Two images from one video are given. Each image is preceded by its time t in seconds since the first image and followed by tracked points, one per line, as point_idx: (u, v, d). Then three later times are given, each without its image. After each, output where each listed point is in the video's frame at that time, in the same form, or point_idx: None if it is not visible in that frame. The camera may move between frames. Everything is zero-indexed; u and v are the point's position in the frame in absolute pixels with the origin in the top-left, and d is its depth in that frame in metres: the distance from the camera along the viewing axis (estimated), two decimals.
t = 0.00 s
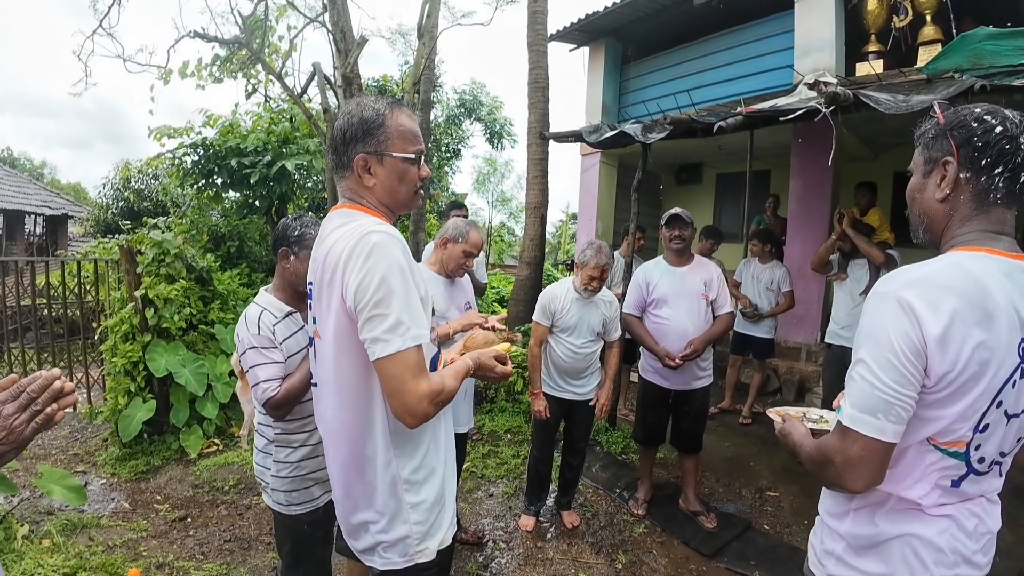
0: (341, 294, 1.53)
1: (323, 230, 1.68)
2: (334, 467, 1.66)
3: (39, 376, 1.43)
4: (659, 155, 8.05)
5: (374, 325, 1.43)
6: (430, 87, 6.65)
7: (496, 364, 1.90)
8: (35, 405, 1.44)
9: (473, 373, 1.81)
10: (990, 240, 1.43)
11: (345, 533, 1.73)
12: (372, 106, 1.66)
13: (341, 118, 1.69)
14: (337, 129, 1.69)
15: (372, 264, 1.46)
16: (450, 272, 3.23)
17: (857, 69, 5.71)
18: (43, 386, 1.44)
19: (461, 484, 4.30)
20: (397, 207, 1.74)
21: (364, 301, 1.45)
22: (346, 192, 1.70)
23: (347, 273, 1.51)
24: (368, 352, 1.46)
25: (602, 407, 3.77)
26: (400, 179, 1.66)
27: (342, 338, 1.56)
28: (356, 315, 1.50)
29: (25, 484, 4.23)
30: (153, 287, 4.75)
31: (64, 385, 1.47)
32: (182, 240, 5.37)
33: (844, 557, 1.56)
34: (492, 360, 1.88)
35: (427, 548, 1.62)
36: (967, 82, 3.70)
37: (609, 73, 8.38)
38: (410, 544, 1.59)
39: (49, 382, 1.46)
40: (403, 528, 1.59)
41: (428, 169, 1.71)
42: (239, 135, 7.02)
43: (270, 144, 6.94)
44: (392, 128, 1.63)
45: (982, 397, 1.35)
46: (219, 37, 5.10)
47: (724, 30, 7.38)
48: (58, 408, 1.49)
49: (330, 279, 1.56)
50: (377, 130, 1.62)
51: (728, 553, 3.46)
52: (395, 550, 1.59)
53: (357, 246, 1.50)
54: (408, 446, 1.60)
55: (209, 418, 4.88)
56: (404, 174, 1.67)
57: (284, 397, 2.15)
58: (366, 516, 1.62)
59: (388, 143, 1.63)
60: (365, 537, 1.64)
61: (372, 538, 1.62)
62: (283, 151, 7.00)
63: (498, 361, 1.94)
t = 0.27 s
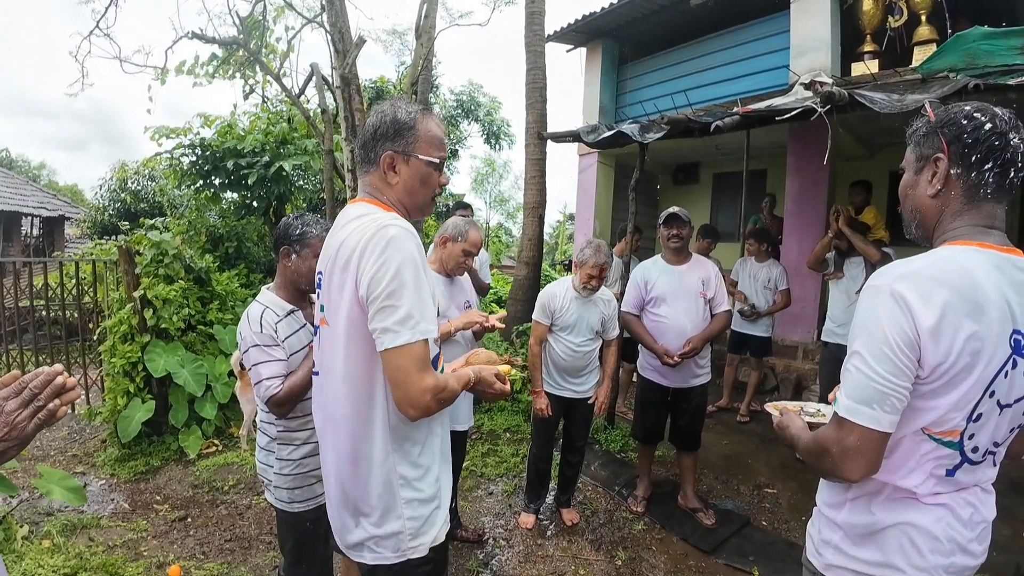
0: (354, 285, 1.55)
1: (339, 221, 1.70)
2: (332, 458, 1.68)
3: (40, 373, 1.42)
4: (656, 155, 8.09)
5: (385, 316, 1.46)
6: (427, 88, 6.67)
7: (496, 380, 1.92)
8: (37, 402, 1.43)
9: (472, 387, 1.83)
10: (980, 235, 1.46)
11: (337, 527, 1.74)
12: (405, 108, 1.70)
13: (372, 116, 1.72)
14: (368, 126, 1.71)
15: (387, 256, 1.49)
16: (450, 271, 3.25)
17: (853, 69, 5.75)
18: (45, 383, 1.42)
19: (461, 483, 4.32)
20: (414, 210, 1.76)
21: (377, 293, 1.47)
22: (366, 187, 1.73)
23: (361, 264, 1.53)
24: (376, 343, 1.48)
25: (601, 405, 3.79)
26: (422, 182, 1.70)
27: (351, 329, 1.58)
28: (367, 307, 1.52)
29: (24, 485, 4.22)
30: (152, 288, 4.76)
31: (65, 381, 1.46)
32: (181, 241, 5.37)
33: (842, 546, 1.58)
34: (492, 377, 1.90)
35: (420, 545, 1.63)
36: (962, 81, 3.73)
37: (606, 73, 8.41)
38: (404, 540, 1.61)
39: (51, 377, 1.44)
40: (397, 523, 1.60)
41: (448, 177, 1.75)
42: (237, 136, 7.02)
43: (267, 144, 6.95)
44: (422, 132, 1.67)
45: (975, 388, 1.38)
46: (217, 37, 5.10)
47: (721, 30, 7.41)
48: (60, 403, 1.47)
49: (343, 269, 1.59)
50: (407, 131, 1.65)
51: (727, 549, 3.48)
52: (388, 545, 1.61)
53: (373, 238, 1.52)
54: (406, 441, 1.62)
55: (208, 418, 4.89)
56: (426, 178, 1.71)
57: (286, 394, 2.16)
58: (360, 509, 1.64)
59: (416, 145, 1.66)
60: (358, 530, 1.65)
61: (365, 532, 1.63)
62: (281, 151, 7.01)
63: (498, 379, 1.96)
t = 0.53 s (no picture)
0: (351, 284, 1.55)
1: (337, 219, 1.70)
2: (320, 457, 1.67)
3: (35, 380, 1.51)
4: (651, 154, 8.10)
5: (383, 317, 1.46)
6: (422, 88, 6.66)
7: (487, 394, 1.90)
8: (33, 409, 1.51)
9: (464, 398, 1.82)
10: (976, 233, 1.47)
11: (322, 528, 1.73)
12: (429, 123, 1.73)
13: (395, 124, 1.74)
14: (392, 129, 1.72)
15: (388, 257, 1.49)
16: (447, 271, 3.25)
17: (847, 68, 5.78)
18: (38, 389, 1.51)
19: (458, 483, 4.31)
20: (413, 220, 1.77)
21: (376, 293, 1.47)
22: (374, 187, 1.70)
23: (359, 263, 1.53)
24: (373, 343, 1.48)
25: (598, 405, 3.80)
26: (431, 196, 1.73)
27: (346, 328, 1.57)
28: (365, 306, 1.52)
29: (18, 489, 4.20)
30: (147, 290, 4.74)
31: (60, 388, 1.53)
32: (175, 243, 5.34)
33: (839, 543, 1.59)
34: (484, 389, 1.89)
35: (406, 548, 1.63)
36: (955, 80, 3.76)
37: (601, 73, 8.41)
38: (389, 543, 1.61)
39: (46, 385, 1.53)
40: (384, 526, 1.60)
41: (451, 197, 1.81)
42: (231, 136, 6.99)
43: (262, 145, 6.93)
44: (443, 148, 1.72)
45: (971, 386, 1.38)
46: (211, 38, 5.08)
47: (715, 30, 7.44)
48: (57, 411, 1.54)
49: (341, 267, 1.58)
50: (433, 144, 1.69)
51: (724, 548, 3.50)
52: (373, 547, 1.60)
53: (374, 238, 1.52)
54: (396, 444, 1.62)
55: (203, 420, 4.87)
56: (435, 194, 1.75)
57: (283, 397, 2.16)
58: (347, 511, 1.64)
59: (435, 159, 1.70)
60: (343, 532, 1.65)
61: (351, 534, 1.63)
62: (276, 152, 6.99)
63: (490, 391, 1.95)
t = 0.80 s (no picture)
0: (350, 278, 1.56)
1: (329, 215, 1.70)
2: (320, 454, 1.68)
3: (37, 383, 1.52)
4: (646, 153, 8.13)
5: (386, 308, 1.47)
6: (417, 87, 6.65)
7: (491, 369, 1.93)
8: (34, 412, 1.52)
9: (469, 376, 1.84)
10: (968, 225, 1.48)
11: (321, 525, 1.74)
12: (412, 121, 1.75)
13: (380, 124, 1.75)
14: (377, 129, 1.72)
15: (387, 249, 1.51)
16: (442, 271, 3.25)
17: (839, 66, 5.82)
18: (40, 392, 1.52)
19: (455, 482, 4.33)
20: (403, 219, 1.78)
21: (377, 286, 1.48)
22: (361, 188, 1.71)
23: (358, 256, 1.54)
24: (376, 336, 1.49)
25: (593, 403, 3.82)
26: (422, 191, 1.75)
27: (346, 323, 1.58)
28: (365, 300, 1.53)
29: (13, 492, 4.18)
30: (141, 291, 4.73)
31: (61, 391, 1.55)
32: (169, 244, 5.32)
33: (832, 535, 1.61)
34: (487, 365, 1.92)
35: (405, 543, 1.64)
36: (947, 78, 3.79)
37: (595, 72, 8.44)
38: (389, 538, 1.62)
39: (47, 388, 1.54)
40: (385, 522, 1.62)
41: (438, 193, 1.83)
42: (225, 137, 6.97)
43: (256, 146, 6.91)
44: (429, 145, 1.74)
45: (965, 384, 1.41)
46: (204, 38, 5.06)
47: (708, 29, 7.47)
48: (56, 415, 1.56)
49: (339, 261, 1.59)
50: (420, 141, 1.72)
51: (720, 543, 3.53)
52: (373, 543, 1.62)
53: (372, 230, 1.53)
54: (395, 439, 1.63)
55: (199, 421, 4.86)
56: (425, 191, 1.77)
57: (281, 397, 2.16)
58: (347, 508, 1.65)
59: (423, 156, 1.72)
60: (343, 529, 1.66)
61: (351, 530, 1.64)
62: (270, 152, 6.97)
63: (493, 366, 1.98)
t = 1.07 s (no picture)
0: (334, 281, 1.55)
1: (310, 219, 1.69)
2: (317, 456, 1.67)
3: (28, 385, 1.51)
4: (639, 151, 8.15)
5: (370, 311, 1.47)
6: (410, 86, 6.63)
7: (482, 353, 1.93)
8: (25, 414, 1.51)
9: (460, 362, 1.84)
10: (955, 220, 1.49)
11: (323, 526, 1.74)
12: (384, 112, 1.74)
13: (353, 118, 1.74)
14: (351, 123, 1.71)
15: (368, 250, 1.50)
16: (436, 269, 3.25)
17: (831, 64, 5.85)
18: (32, 394, 1.52)
19: (450, 481, 4.32)
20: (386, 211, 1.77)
21: (360, 289, 1.48)
22: (340, 187, 1.71)
23: (341, 259, 1.53)
24: (363, 339, 1.48)
25: (588, 401, 3.82)
26: (401, 181, 1.74)
27: (333, 326, 1.58)
28: (350, 303, 1.52)
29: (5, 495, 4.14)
30: (133, 292, 4.69)
31: (52, 394, 1.55)
32: (161, 244, 5.29)
33: (825, 530, 1.62)
34: (479, 350, 1.92)
35: (406, 540, 1.64)
36: (938, 76, 3.81)
37: (588, 70, 8.45)
38: (390, 535, 1.62)
39: (38, 391, 1.54)
40: (384, 520, 1.61)
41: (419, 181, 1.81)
42: (216, 136, 6.92)
43: (248, 145, 6.88)
44: (403, 135, 1.72)
45: (955, 378, 1.41)
46: (195, 37, 5.02)
47: (700, 27, 7.49)
48: (48, 417, 1.55)
49: (322, 266, 1.58)
50: (394, 133, 1.70)
51: (715, 539, 3.54)
52: (374, 541, 1.61)
53: (353, 233, 1.53)
54: (391, 438, 1.63)
55: (193, 422, 4.83)
56: (404, 181, 1.76)
57: (273, 397, 2.16)
58: (345, 508, 1.64)
59: (400, 148, 1.71)
60: (344, 529, 1.66)
61: (352, 529, 1.64)
62: (262, 152, 6.94)
63: (484, 350, 1.97)
